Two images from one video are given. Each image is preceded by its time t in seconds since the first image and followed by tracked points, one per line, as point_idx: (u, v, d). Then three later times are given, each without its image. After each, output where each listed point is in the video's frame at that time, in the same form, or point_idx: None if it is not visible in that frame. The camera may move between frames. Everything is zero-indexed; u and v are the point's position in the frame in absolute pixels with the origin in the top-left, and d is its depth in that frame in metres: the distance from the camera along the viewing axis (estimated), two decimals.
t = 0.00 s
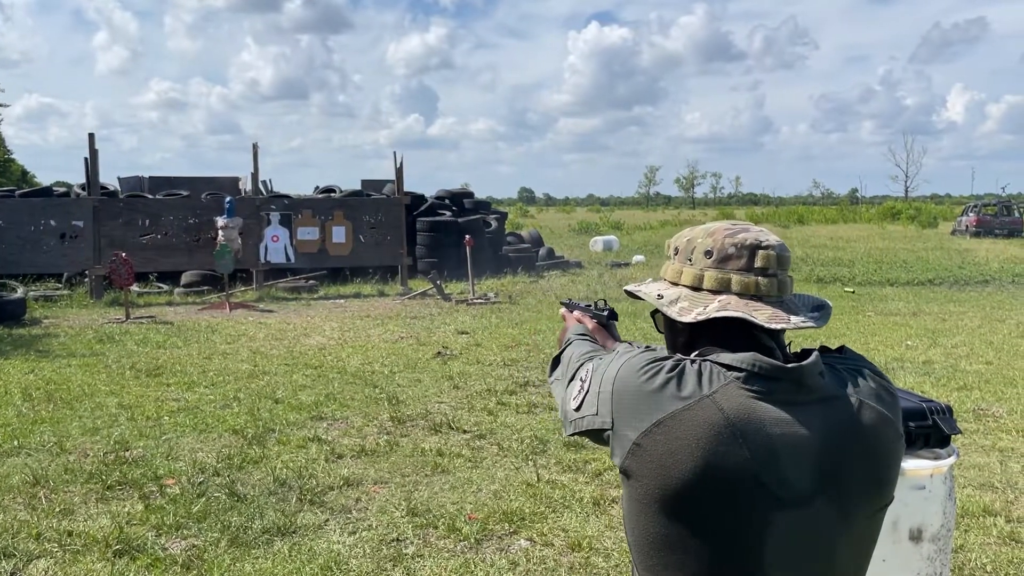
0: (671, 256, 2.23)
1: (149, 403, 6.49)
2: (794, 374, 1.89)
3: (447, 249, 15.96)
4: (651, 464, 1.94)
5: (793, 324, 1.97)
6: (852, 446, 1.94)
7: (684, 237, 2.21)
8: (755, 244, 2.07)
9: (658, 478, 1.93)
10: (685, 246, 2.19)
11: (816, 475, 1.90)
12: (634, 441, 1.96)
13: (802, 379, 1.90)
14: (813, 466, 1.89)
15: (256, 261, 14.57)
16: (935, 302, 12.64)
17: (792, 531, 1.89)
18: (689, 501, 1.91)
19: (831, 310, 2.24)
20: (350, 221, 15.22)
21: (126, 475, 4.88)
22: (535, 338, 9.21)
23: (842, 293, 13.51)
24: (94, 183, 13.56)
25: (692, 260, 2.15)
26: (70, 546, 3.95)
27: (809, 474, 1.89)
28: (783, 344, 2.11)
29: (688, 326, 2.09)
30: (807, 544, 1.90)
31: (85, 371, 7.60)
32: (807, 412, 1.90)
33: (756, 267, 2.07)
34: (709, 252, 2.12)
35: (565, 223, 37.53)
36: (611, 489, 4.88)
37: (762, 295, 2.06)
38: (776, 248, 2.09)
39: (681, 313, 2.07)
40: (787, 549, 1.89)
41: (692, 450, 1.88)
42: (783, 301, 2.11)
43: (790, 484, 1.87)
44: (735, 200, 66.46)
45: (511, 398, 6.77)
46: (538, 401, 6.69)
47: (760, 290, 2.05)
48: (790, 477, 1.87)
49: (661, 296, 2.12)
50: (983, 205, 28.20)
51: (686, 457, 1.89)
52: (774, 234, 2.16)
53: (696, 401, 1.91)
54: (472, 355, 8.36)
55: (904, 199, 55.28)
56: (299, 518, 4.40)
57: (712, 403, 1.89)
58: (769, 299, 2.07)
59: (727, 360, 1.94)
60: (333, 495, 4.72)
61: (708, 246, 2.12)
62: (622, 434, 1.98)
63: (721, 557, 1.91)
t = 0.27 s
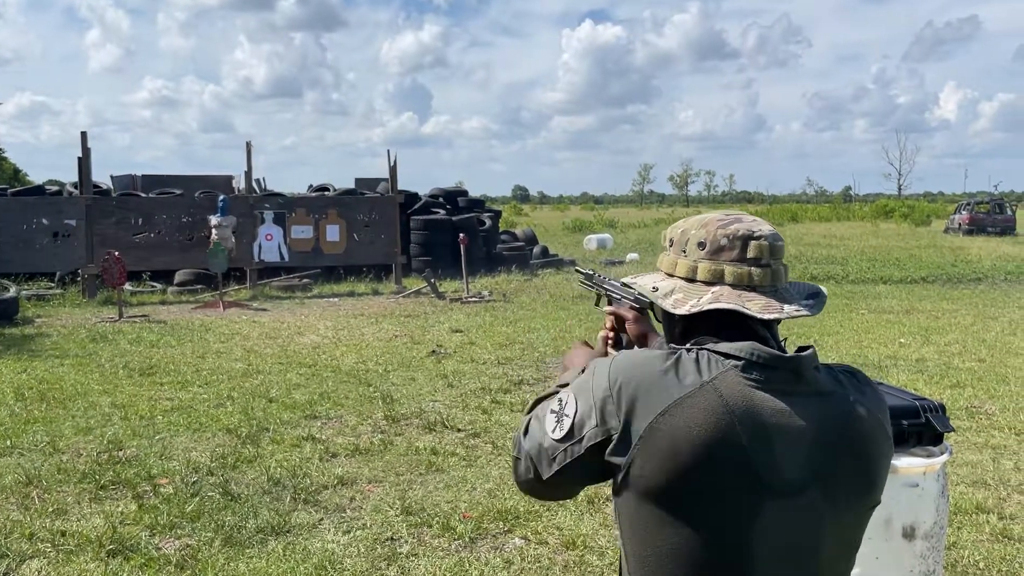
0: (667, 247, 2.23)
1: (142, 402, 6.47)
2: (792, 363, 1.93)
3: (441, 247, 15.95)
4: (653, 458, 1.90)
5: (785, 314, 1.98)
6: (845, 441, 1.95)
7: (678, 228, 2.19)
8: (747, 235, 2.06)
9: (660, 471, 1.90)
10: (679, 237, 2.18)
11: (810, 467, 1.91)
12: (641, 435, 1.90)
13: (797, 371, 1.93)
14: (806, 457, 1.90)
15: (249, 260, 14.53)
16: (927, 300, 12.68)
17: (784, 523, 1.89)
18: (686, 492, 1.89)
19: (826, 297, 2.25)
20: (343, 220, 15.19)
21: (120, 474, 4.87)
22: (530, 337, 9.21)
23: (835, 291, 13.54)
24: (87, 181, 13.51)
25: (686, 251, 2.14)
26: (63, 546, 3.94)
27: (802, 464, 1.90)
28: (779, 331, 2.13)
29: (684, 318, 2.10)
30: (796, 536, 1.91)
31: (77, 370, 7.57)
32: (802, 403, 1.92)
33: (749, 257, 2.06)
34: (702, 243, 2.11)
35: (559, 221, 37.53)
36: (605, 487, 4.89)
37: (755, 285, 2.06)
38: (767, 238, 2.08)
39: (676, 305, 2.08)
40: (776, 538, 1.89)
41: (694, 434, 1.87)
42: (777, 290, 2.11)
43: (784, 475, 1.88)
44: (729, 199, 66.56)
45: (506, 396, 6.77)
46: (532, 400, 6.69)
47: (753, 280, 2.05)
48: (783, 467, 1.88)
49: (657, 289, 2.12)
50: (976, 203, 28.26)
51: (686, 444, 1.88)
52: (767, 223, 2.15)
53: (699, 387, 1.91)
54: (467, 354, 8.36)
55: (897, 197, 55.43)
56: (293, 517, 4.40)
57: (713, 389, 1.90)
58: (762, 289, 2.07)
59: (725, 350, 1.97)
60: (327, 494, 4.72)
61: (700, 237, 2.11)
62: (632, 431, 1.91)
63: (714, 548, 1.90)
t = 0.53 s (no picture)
0: (691, 243, 2.11)
1: (134, 400, 6.45)
2: (812, 353, 1.94)
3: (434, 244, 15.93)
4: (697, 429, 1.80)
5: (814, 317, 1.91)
6: (864, 429, 1.95)
7: (706, 225, 2.08)
8: (778, 236, 1.96)
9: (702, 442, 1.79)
10: (706, 234, 2.06)
11: (834, 453, 1.89)
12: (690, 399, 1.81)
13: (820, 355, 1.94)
14: (831, 438, 1.88)
15: (241, 257, 14.47)
16: (918, 296, 12.74)
17: (807, 506, 1.85)
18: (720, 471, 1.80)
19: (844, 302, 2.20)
20: (336, 217, 15.16)
21: (112, 472, 4.85)
22: (523, 334, 9.21)
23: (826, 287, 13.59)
24: (78, 178, 13.44)
25: (714, 249, 2.02)
26: (54, 545, 3.93)
27: (829, 445, 1.88)
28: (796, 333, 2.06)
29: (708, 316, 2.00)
30: (818, 518, 1.87)
31: (68, 368, 7.54)
32: (828, 385, 1.92)
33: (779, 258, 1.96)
34: (731, 242, 1.99)
35: (551, 219, 37.56)
36: (598, 484, 4.90)
37: (783, 289, 1.96)
38: (796, 241, 1.99)
39: (703, 303, 1.97)
40: (802, 517, 1.84)
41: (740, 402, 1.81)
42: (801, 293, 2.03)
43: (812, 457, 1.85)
44: (721, 195, 66.71)
45: (499, 393, 6.77)
46: (525, 396, 6.69)
47: (782, 282, 1.95)
48: (812, 445, 1.85)
49: (682, 285, 2.01)
50: (966, 199, 28.39)
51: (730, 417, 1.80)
52: (794, 224, 2.05)
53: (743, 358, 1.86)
54: (460, 351, 8.36)
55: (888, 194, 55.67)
56: (285, 514, 4.39)
57: (756, 362, 1.86)
58: (790, 292, 1.97)
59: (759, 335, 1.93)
60: (320, 492, 4.72)
61: (730, 236, 2.00)
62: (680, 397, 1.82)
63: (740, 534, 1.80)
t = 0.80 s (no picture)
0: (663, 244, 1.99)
1: (124, 397, 6.42)
2: (802, 367, 1.81)
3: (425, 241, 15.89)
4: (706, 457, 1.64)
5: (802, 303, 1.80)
6: (845, 441, 1.85)
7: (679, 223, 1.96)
8: (758, 226, 1.87)
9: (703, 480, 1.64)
10: (680, 231, 1.95)
11: (822, 470, 1.77)
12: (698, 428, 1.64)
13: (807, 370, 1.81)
14: (819, 456, 1.76)
15: (231, 253, 14.47)
16: (907, 291, 12.79)
17: (794, 529, 1.75)
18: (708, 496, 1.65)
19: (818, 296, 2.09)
20: (327, 213, 15.08)
21: (101, 469, 4.83)
22: (514, 330, 9.20)
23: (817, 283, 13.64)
24: (66, 175, 13.36)
25: (691, 244, 1.91)
26: (44, 542, 3.91)
27: (818, 464, 1.76)
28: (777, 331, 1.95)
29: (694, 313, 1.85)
30: (803, 537, 1.76)
31: (57, 365, 7.50)
32: (814, 401, 1.79)
33: (759, 248, 1.86)
34: (710, 234, 1.88)
35: (542, 215, 37.56)
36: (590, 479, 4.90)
37: (766, 278, 1.86)
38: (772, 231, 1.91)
39: (690, 298, 1.82)
40: (789, 539, 1.73)
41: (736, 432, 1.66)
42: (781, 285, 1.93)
43: (803, 477, 1.73)
44: (712, 191, 66.85)
45: (491, 389, 6.76)
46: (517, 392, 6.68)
47: (764, 271, 1.85)
48: (802, 466, 1.73)
49: (665, 282, 1.86)
50: (955, 195, 28.54)
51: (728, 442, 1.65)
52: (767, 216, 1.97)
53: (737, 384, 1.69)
54: (452, 347, 8.34)
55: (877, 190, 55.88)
56: (277, 511, 4.38)
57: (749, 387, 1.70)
58: (774, 281, 1.87)
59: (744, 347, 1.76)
60: (311, 488, 4.71)
61: (707, 229, 1.89)
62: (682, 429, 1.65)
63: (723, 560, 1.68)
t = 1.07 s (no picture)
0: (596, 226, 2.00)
1: (118, 392, 6.39)
2: (710, 365, 1.80)
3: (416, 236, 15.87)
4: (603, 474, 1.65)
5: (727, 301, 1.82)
6: (759, 431, 1.87)
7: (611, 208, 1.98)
8: (689, 218, 1.89)
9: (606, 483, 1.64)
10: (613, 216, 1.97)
11: (737, 468, 1.79)
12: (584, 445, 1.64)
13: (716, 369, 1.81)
14: (735, 451, 1.78)
15: (223, 248, 14.40)
16: (898, 285, 12.87)
17: (715, 528, 1.76)
18: (621, 507, 1.66)
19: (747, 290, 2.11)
20: (318, 208, 15.07)
21: (97, 464, 4.81)
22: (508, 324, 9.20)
23: (808, 277, 13.70)
24: (57, 170, 13.27)
25: (621, 231, 1.93)
26: (42, 537, 3.89)
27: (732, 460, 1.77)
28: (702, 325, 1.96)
29: (618, 300, 1.87)
30: (727, 532, 1.78)
31: (49, 360, 7.45)
32: (723, 398, 1.80)
33: (688, 241, 1.89)
34: (641, 223, 1.90)
35: (533, 210, 37.53)
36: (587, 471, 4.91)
37: (693, 271, 1.89)
38: (704, 223, 1.93)
39: (614, 286, 1.85)
40: (713, 536, 1.74)
41: (644, 438, 1.65)
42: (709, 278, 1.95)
43: (720, 475, 1.74)
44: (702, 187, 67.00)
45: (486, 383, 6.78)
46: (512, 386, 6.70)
47: (692, 265, 1.88)
48: (719, 464, 1.74)
49: (591, 268, 1.89)
50: (944, 190, 28.73)
51: (631, 454, 1.65)
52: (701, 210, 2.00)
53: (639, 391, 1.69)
54: (446, 342, 8.34)
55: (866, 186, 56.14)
56: (276, 504, 4.38)
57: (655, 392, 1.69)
58: (700, 274, 1.90)
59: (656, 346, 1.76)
60: (310, 482, 4.70)
61: (639, 218, 1.91)
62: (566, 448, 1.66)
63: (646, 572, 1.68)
